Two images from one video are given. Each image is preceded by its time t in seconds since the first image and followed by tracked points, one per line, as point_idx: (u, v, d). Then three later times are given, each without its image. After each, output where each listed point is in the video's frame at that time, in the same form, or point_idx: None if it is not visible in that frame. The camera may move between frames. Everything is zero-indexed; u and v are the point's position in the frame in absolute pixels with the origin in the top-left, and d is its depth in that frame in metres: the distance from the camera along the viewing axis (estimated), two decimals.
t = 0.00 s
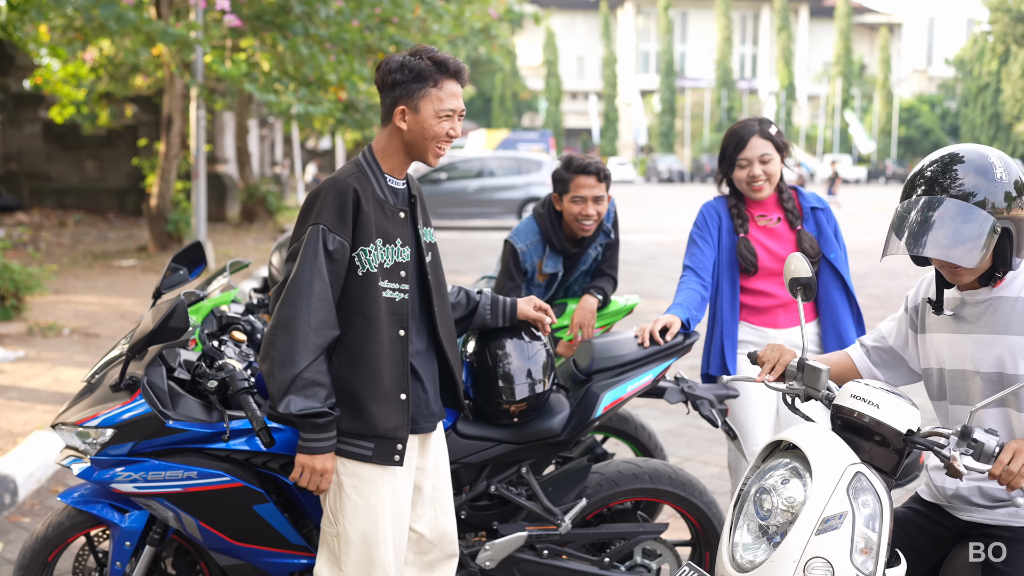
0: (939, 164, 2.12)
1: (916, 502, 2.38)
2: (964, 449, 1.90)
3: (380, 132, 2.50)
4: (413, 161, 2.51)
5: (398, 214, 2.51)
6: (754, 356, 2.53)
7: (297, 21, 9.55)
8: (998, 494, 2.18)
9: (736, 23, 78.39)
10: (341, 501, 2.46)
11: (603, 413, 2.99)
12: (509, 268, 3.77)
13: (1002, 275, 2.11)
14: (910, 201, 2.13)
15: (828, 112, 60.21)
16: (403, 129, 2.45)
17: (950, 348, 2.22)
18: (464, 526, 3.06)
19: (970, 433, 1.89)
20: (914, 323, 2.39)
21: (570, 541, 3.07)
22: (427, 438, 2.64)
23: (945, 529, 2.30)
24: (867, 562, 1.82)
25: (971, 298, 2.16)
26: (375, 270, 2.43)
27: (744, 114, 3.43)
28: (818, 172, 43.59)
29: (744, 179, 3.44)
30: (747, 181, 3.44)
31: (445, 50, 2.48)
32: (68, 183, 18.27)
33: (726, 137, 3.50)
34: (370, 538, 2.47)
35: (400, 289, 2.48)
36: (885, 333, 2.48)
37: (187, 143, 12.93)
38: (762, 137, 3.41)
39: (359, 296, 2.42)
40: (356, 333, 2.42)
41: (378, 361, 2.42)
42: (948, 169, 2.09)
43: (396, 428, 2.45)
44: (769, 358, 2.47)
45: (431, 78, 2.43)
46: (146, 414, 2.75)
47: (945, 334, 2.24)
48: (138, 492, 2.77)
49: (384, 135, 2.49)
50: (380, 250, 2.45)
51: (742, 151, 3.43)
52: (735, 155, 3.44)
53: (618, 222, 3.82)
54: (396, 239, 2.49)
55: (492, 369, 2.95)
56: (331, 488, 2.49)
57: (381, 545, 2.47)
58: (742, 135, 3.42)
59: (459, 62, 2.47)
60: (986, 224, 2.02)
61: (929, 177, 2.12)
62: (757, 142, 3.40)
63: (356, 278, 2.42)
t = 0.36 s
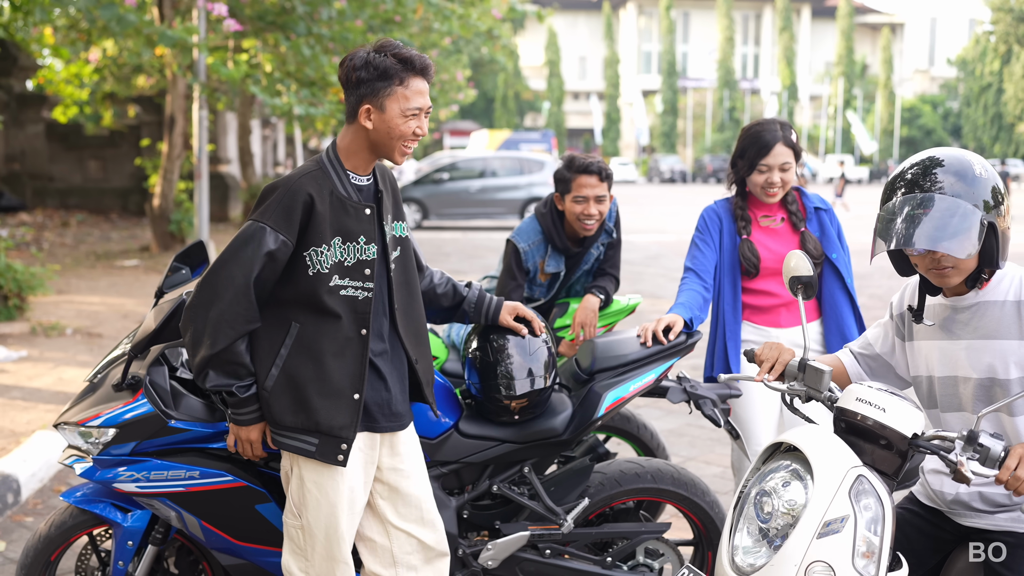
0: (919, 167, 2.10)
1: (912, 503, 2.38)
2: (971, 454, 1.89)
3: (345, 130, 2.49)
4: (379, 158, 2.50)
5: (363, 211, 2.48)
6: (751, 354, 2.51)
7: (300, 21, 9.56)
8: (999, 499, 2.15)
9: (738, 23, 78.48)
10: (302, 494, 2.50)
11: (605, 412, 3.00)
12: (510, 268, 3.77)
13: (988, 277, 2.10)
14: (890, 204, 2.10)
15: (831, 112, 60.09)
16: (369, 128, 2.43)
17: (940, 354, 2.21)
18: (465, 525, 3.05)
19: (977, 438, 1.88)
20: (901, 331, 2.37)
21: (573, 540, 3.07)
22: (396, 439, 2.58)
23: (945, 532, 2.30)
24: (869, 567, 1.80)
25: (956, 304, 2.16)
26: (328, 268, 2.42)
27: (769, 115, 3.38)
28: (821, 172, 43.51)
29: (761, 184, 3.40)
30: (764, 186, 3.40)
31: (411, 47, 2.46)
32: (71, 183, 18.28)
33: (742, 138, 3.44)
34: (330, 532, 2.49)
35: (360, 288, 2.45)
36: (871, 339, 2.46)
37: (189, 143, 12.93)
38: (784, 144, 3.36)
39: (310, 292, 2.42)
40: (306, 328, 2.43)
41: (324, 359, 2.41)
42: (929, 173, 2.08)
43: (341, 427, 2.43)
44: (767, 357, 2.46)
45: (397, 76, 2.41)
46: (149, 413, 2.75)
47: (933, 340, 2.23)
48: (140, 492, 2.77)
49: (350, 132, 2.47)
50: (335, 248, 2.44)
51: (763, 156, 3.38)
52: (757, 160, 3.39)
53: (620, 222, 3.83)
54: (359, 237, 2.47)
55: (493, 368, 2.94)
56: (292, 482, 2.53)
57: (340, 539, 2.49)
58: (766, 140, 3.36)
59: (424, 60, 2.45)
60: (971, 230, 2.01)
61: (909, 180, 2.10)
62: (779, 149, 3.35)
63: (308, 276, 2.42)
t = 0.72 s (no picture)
0: (927, 162, 2.09)
1: (902, 513, 2.37)
2: (976, 468, 1.91)
3: (319, 130, 2.49)
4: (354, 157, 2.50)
5: (337, 211, 2.47)
6: (738, 354, 2.50)
7: (302, 21, 9.56)
8: (995, 507, 2.16)
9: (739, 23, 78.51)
10: (285, 493, 2.52)
11: (608, 412, 3.00)
12: (512, 267, 3.77)
13: (993, 276, 2.10)
14: (899, 200, 2.09)
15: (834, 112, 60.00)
16: (339, 128, 2.44)
17: (935, 356, 2.21)
18: (466, 525, 3.06)
19: (982, 452, 1.91)
20: (889, 330, 2.37)
21: (574, 541, 3.06)
22: (377, 441, 2.58)
23: (938, 541, 2.29)
24: None
25: (954, 306, 2.16)
26: (298, 267, 2.43)
27: (781, 116, 3.35)
28: (822, 173, 43.42)
29: (770, 187, 3.39)
30: (772, 189, 3.39)
31: (379, 45, 2.45)
32: (73, 184, 18.29)
33: (754, 139, 3.41)
34: (309, 531, 2.50)
35: (334, 289, 2.45)
36: (853, 336, 2.45)
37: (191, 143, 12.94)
38: (796, 148, 3.34)
39: (280, 291, 2.43)
40: (277, 326, 2.44)
41: (291, 357, 2.42)
42: (938, 167, 2.07)
43: (304, 426, 2.42)
44: (755, 359, 2.45)
45: (364, 75, 2.40)
46: (151, 413, 2.75)
47: (931, 342, 2.21)
48: (142, 491, 2.78)
49: (322, 133, 2.48)
50: (307, 248, 2.44)
51: (775, 159, 3.36)
52: (768, 163, 3.37)
53: (622, 223, 3.83)
54: (333, 237, 2.47)
55: (491, 367, 2.95)
56: (275, 479, 2.55)
57: (318, 538, 2.51)
58: (778, 143, 3.34)
59: (393, 57, 2.44)
60: (987, 222, 2.00)
61: (917, 174, 2.09)
62: (791, 153, 3.34)
63: (277, 275, 2.43)
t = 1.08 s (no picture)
0: (954, 154, 2.00)
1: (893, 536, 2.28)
2: (988, 493, 1.88)
3: (307, 132, 2.49)
4: (344, 158, 2.49)
5: (326, 213, 2.46)
6: (727, 362, 2.33)
7: (304, 21, 9.56)
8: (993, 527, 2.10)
9: (741, 23, 78.53)
10: (286, 493, 2.52)
11: (609, 413, 3.00)
12: (514, 267, 3.76)
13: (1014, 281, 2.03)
14: (928, 193, 2.00)
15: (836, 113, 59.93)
16: (326, 129, 2.44)
17: (943, 363, 2.12)
18: (468, 525, 3.06)
19: (996, 476, 1.88)
20: (886, 329, 2.30)
21: (575, 541, 3.06)
22: (378, 441, 2.57)
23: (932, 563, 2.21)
24: None
25: (968, 310, 2.08)
26: (287, 270, 2.43)
27: (784, 117, 3.35)
28: (824, 173, 43.37)
29: (776, 186, 3.38)
30: (778, 189, 3.39)
31: (363, 43, 2.45)
32: (75, 184, 18.31)
33: (759, 139, 3.40)
34: (309, 532, 2.50)
35: (324, 292, 2.45)
36: (846, 333, 2.36)
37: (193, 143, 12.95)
38: (802, 147, 3.35)
39: (270, 295, 2.44)
40: (267, 329, 2.44)
41: (280, 359, 2.43)
42: (965, 159, 1.97)
43: (288, 429, 2.42)
44: (752, 369, 2.29)
45: (349, 74, 2.41)
46: (153, 413, 2.75)
47: (940, 348, 2.12)
48: (143, 492, 2.77)
49: (310, 135, 2.48)
50: (296, 251, 2.44)
51: (781, 159, 3.36)
52: (774, 162, 3.36)
53: (624, 223, 3.83)
54: (322, 240, 2.46)
55: (493, 367, 2.94)
56: (276, 480, 2.55)
57: (320, 540, 2.51)
58: (784, 143, 3.34)
59: (378, 54, 2.44)
60: (1022, 210, 1.91)
61: (943, 167, 2.00)
62: (797, 152, 3.34)
63: (266, 278, 2.43)
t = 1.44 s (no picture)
0: (1003, 148, 1.78)
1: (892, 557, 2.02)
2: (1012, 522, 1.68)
3: (311, 129, 2.50)
4: (348, 154, 2.50)
5: (332, 209, 2.47)
6: (730, 373, 2.04)
7: (305, 21, 9.57)
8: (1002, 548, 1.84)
9: (743, 23, 78.50)
10: (291, 493, 2.52)
11: (609, 413, 2.99)
12: (515, 267, 3.76)
13: None
14: (978, 192, 1.76)
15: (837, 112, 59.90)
16: (329, 123, 2.45)
17: (972, 373, 1.89)
18: (469, 525, 3.06)
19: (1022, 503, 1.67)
20: (900, 334, 2.04)
21: (576, 541, 3.05)
22: (383, 441, 2.56)
23: None
24: None
25: (1005, 318, 1.85)
26: (293, 266, 2.44)
27: (792, 113, 3.41)
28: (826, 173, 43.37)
29: (783, 180, 3.40)
30: (786, 182, 3.40)
31: (364, 37, 2.48)
32: (76, 184, 18.33)
33: (766, 134, 3.45)
34: (314, 531, 2.50)
35: (330, 288, 2.45)
36: (855, 336, 2.09)
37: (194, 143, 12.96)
38: (808, 141, 3.37)
39: (276, 291, 2.43)
40: (274, 326, 2.44)
41: (287, 355, 2.43)
42: (1016, 152, 1.75)
43: (298, 425, 2.42)
44: (758, 382, 2.00)
45: (349, 66, 2.43)
46: (154, 413, 2.75)
47: (969, 357, 1.90)
48: (144, 492, 2.77)
49: (314, 131, 2.49)
50: (301, 247, 2.45)
51: (787, 151, 3.38)
52: (779, 155, 3.39)
53: (625, 223, 3.82)
54: (328, 235, 2.47)
55: (495, 368, 2.93)
56: (280, 480, 2.54)
57: (325, 539, 2.51)
58: (789, 136, 3.37)
59: (377, 47, 2.47)
60: None
61: (993, 163, 1.78)
62: (803, 145, 3.36)
63: (272, 274, 2.43)
